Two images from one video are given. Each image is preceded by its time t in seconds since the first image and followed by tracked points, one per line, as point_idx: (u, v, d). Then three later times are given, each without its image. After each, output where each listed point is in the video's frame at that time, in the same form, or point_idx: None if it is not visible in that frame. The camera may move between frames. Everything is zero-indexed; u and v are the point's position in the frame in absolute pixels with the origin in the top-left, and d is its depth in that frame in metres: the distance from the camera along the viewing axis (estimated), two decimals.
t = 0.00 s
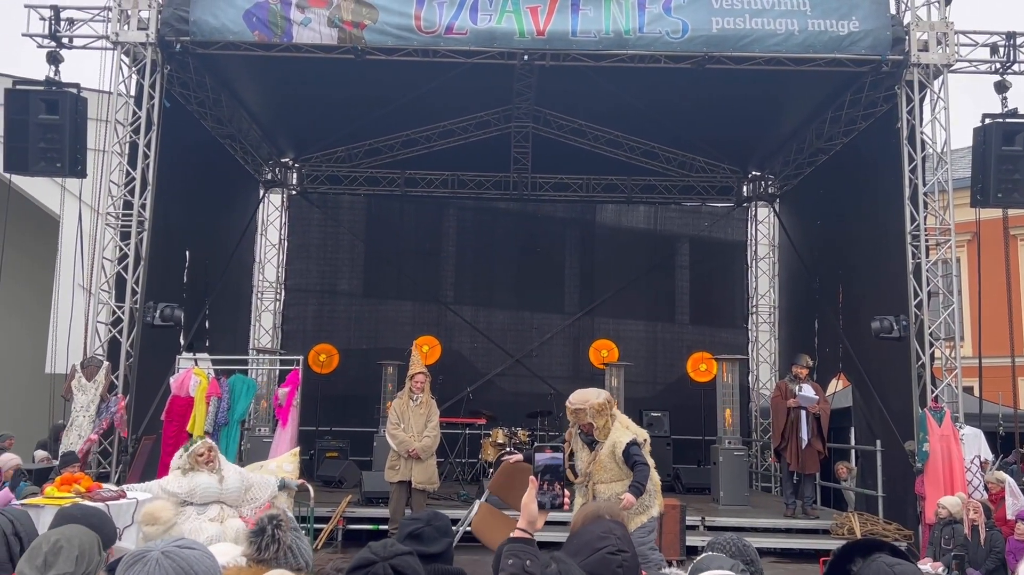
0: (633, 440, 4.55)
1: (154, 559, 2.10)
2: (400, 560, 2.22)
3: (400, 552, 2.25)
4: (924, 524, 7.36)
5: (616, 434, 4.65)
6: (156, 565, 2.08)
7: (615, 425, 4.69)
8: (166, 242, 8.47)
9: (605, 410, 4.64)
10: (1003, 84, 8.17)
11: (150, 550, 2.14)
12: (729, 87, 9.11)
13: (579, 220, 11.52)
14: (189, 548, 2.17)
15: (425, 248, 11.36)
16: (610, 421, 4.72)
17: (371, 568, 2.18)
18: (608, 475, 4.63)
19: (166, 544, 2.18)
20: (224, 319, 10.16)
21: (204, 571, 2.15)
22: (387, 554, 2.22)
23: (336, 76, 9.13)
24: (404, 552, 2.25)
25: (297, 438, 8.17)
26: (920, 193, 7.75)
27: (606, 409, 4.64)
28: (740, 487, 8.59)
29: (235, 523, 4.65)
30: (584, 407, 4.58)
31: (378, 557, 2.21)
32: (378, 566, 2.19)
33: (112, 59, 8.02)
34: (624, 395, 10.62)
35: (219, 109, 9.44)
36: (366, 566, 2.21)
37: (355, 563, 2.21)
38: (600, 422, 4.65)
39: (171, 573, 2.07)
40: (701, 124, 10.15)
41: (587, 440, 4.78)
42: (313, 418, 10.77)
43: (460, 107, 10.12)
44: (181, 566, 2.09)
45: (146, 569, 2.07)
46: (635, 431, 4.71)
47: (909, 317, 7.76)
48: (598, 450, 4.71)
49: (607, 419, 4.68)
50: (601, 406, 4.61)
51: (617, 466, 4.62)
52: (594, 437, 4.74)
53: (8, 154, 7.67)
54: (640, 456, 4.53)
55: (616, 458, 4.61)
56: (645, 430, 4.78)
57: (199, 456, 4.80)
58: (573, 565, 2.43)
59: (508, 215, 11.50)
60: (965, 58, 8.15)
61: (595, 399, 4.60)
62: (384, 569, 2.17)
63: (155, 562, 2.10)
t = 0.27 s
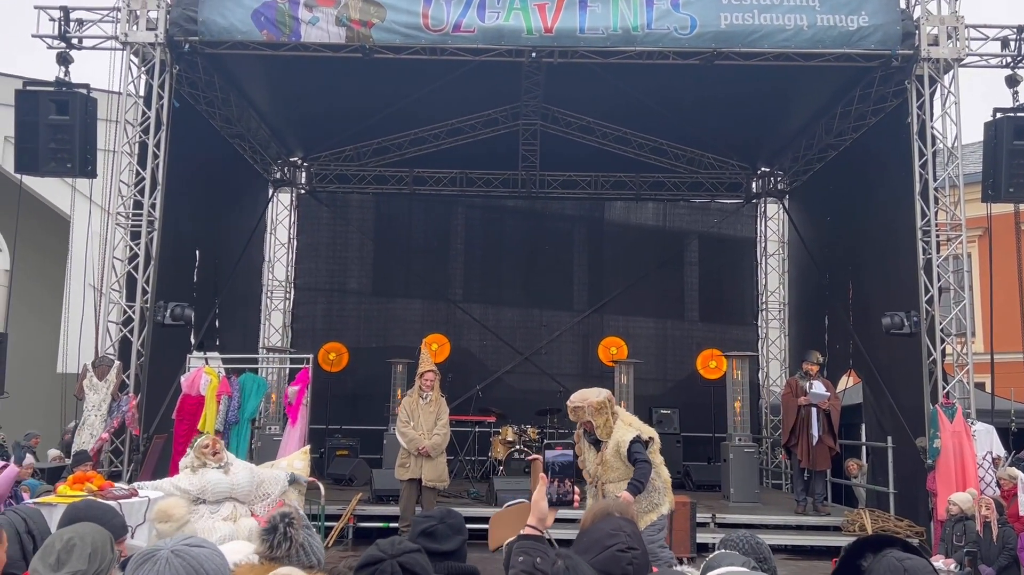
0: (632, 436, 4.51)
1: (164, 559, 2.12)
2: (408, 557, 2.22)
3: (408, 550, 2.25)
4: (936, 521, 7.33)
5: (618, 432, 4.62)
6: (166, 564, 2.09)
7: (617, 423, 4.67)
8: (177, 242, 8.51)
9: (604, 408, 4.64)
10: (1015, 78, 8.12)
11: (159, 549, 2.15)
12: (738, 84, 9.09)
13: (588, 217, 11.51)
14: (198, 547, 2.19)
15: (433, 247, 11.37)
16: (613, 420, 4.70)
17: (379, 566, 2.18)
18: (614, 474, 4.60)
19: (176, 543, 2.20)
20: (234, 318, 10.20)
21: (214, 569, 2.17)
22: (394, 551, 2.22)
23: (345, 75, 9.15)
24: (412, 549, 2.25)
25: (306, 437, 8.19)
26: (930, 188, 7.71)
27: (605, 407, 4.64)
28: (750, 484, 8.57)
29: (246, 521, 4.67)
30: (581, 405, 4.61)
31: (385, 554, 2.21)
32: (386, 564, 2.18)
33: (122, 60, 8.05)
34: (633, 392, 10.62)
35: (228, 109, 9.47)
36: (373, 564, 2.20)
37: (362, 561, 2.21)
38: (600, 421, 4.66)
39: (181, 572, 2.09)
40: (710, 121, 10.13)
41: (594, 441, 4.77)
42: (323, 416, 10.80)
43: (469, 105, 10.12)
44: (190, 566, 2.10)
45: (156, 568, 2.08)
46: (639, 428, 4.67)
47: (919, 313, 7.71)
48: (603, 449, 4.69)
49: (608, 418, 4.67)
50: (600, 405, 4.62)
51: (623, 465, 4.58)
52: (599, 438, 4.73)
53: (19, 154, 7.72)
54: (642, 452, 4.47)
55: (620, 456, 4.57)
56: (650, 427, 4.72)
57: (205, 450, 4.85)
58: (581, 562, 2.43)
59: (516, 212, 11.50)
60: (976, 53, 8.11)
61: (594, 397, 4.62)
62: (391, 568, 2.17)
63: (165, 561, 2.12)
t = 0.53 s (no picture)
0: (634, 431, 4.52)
1: (172, 556, 2.12)
2: (416, 554, 2.22)
3: (416, 546, 2.25)
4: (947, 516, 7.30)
5: (618, 426, 4.63)
6: (175, 562, 2.10)
7: (617, 418, 4.67)
8: (186, 239, 8.54)
9: (603, 403, 4.63)
10: None
11: (168, 547, 2.16)
12: (746, 78, 9.06)
13: (596, 213, 11.49)
14: (206, 545, 2.19)
15: (442, 243, 11.38)
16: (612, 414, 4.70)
17: (388, 563, 2.18)
18: (619, 468, 4.61)
19: (185, 540, 2.20)
20: (244, 315, 10.24)
21: (223, 567, 2.17)
22: (402, 548, 2.22)
23: (352, 72, 9.15)
24: (419, 546, 2.25)
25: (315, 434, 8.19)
26: (941, 181, 7.66)
27: (603, 402, 4.64)
28: (760, 480, 8.56)
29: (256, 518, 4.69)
30: (580, 402, 4.61)
31: (394, 551, 2.21)
32: (394, 561, 2.18)
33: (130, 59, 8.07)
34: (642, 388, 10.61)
35: (236, 106, 9.50)
36: (382, 561, 2.20)
37: (370, 558, 2.21)
38: (597, 416, 4.65)
39: (190, 570, 2.09)
40: (718, 115, 10.09)
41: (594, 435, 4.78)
42: (333, 413, 10.83)
43: (477, 101, 10.11)
44: (198, 563, 2.10)
45: (165, 566, 2.09)
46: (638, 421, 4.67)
47: (930, 307, 7.67)
48: (604, 444, 4.70)
49: (607, 412, 4.67)
50: (598, 400, 4.61)
51: (627, 458, 4.60)
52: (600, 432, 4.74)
53: (29, 153, 7.75)
54: (644, 445, 4.48)
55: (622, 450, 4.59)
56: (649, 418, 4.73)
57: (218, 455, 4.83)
58: (590, 558, 2.39)
59: (525, 208, 11.50)
60: (986, 45, 8.05)
61: (592, 392, 4.62)
62: (400, 565, 2.17)
63: (173, 559, 2.12)
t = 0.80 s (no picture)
0: (646, 422, 4.50)
1: (182, 549, 2.12)
2: (424, 548, 2.21)
3: (424, 540, 2.24)
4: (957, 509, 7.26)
5: (630, 418, 4.61)
6: (184, 555, 2.10)
7: (629, 410, 4.66)
8: (196, 235, 8.57)
9: (617, 394, 4.63)
10: None
11: (177, 540, 2.16)
12: (754, 70, 9.02)
13: (604, 206, 11.48)
14: (216, 538, 2.19)
15: (450, 237, 11.38)
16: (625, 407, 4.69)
17: (396, 556, 2.18)
18: (627, 460, 4.58)
19: (194, 534, 2.20)
20: (253, 311, 10.27)
21: (232, 560, 2.17)
22: (411, 542, 2.21)
23: (360, 66, 9.15)
24: (428, 540, 2.24)
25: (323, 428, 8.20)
26: (950, 173, 7.62)
27: (618, 394, 4.63)
28: (770, 473, 8.55)
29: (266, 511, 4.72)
30: (594, 391, 4.61)
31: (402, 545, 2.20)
32: (402, 555, 2.18)
33: (138, 55, 8.09)
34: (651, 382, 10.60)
35: (244, 102, 9.51)
36: (390, 554, 2.20)
37: (379, 551, 2.20)
38: (611, 407, 4.65)
39: (199, 563, 2.09)
40: (726, 108, 10.06)
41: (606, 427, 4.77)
42: (342, 408, 10.86)
43: (484, 95, 10.10)
44: (207, 557, 2.10)
45: (174, 559, 2.09)
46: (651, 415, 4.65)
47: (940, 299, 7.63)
48: (615, 436, 4.68)
49: (621, 405, 4.66)
50: (613, 391, 4.61)
51: (635, 450, 4.57)
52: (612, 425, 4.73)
53: (38, 150, 7.78)
54: (654, 438, 4.46)
55: (631, 442, 4.57)
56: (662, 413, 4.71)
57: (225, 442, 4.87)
58: (599, 550, 2.39)
59: (533, 202, 11.49)
60: (997, 35, 7.99)
61: (607, 383, 4.62)
62: (408, 558, 2.16)
63: (183, 552, 2.13)
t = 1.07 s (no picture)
0: (667, 423, 4.50)
1: (191, 542, 2.13)
2: (433, 540, 2.21)
3: (433, 533, 2.25)
4: (967, 500, 7.24)
5: (652, 415, 4.60)
6: (194, 547, 2.11)
7: (651, 406, 4.65)
8: (204, 230, 8.59)
9: (641, 390, 4.61)
10: None
11: (187, 532, 2.17)
12: (761, 61, 8.97)
13: (611, 199, 11.46)
14: (225, 531, 2.20)
15: (457, 231, 11.39)
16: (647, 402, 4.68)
17: (404, 549, 2.18)
18: (644, 455, 4.61)
19: (204, 526, 2.21)
20: (261, 305, 10.30)
21: (242, 552, 2.18)
22: (420, 534, 2.22)
23: (365, 60, 9.14)
24: (436, 532, 2.25)
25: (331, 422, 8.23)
26: (960, 163, 7.57)
27: (642, 390, 4.61)
28: (778, 466, 8.54)
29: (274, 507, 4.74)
30: (619, 386, 4.58)
31: (411, 537, 2.21)
32: (411, 547, 2.18)
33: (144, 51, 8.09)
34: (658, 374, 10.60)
35: (250, 96, 9.52)
36: (399, 546, 2.20)
37: (388, 544, 2.21)
38: (634, 402, 4.64)
39: (209, 556, 2.10)
40: (733, 100, 10.02)
41: (625, 419, 4.77)
42: (350, 402, 10.89)
43: (490, 88, 10.08)
44: (217, 549, 2.11)
45: (184, 552, 2.10)
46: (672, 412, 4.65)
47: (949, 291, 7.60)
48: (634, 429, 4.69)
49: (643, 399, 4.65)
50: (638, 387, 4.59)
51: (653, 447, 4.59)
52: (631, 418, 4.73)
53: (46, 146, 7.80)
54: (674, 440, 4.48)
55: (650, 439, 4.58)
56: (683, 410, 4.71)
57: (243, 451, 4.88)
58: (608, 542, 2.39)
59: (539, 195, 11.49)
60: (1006, 24, 7.93)
61: (632, 378, 4.59)
62: (417, 550, 2.17)
63: (192, 545, 2.13)
